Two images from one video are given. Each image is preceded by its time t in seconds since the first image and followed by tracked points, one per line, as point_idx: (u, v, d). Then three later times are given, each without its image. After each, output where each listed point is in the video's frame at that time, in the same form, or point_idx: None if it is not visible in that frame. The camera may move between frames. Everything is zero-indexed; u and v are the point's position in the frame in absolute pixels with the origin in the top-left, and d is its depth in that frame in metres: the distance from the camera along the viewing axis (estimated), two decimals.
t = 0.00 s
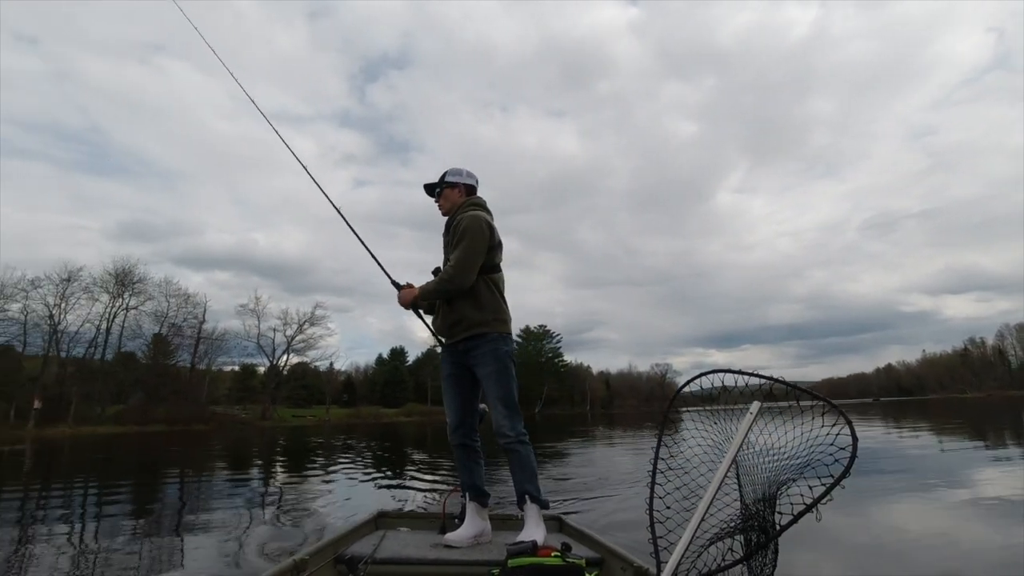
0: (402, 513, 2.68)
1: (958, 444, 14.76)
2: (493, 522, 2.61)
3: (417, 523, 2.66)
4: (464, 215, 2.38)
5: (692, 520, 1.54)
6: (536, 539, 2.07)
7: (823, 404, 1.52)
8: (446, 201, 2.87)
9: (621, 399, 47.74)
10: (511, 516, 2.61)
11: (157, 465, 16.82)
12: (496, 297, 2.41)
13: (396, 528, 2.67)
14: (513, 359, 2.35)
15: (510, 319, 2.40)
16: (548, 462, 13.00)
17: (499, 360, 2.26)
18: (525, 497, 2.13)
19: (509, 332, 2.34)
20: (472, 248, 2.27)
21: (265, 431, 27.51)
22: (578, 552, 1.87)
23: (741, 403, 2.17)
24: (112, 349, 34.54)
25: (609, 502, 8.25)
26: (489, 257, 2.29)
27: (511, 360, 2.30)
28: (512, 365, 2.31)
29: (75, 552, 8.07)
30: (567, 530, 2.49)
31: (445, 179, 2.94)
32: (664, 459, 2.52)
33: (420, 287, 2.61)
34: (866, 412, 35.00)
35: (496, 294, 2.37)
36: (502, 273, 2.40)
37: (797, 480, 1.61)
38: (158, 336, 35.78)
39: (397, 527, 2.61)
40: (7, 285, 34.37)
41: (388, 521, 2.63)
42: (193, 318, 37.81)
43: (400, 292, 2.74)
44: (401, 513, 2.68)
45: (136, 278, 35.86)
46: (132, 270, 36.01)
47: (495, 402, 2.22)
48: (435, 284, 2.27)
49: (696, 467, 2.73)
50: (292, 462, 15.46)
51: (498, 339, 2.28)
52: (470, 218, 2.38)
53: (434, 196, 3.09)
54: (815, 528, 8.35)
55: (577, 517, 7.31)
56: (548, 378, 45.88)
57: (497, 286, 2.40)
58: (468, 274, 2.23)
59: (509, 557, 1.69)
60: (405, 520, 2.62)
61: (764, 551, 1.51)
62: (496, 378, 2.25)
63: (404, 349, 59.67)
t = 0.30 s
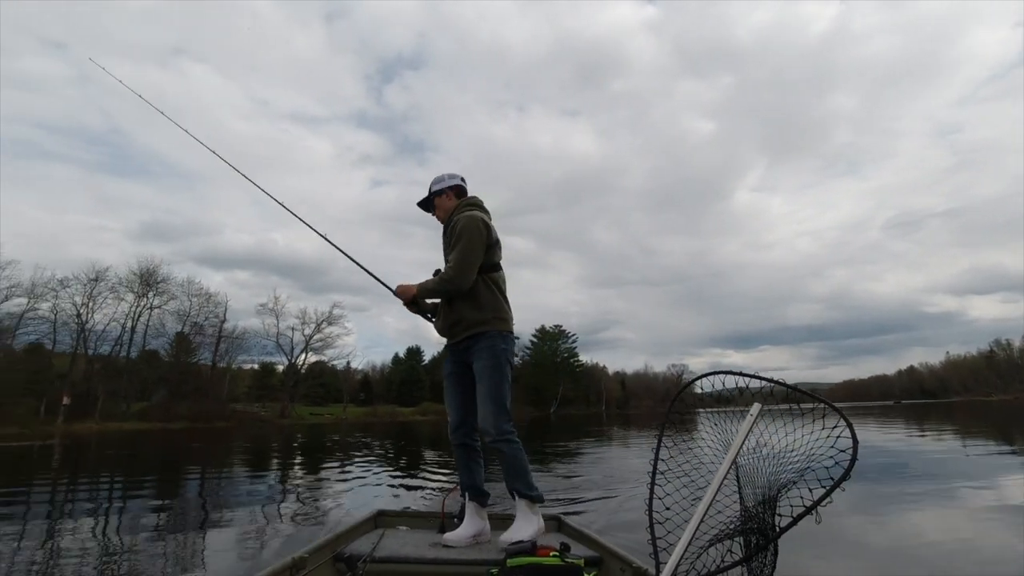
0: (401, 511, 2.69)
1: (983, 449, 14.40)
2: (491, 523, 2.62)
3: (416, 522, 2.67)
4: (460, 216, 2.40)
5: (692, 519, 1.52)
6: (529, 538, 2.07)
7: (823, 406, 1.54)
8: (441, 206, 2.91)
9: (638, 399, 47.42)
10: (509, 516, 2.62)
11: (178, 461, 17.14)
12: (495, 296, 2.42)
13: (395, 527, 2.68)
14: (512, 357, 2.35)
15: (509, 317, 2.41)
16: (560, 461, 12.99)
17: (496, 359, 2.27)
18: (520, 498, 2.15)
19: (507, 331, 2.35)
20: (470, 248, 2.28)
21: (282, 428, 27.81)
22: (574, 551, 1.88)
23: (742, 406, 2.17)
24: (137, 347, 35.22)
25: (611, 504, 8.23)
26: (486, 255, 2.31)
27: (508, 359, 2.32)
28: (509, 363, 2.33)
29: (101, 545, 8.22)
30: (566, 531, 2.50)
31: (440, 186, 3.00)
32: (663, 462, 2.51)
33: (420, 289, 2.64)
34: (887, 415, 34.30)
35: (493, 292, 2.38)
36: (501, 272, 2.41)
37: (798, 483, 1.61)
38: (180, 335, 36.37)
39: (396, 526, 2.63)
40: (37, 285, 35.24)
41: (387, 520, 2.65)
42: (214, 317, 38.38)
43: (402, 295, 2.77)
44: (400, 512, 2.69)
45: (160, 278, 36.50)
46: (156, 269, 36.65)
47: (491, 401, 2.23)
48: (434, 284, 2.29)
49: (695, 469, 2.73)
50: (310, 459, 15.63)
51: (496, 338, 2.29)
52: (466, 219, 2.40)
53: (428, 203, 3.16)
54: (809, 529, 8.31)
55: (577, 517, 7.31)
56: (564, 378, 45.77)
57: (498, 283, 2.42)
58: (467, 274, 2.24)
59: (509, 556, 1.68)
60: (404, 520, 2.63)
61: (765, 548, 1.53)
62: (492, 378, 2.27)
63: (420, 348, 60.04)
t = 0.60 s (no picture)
0: (400, 513, 2.71)
1: (1009, 451, 14.00)
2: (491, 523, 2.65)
3: (416, 523, 2.69)
4: (455, 218, 2.43)
5: (693, 515, 1.51)
6: (528, 537, 2.09)
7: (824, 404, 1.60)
8: (441, 213, 2.97)
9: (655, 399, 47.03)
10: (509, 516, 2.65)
11: (200, 458, 17.44)
12: (496, 293, 2.42)
13: (395, 528, 2.71)
14: (514, 354, 2.37)
15: (511, 313, 2.42)
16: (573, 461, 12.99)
17: (495, 357, 2.28)
18: (517, 499, 2.16)
19: (509, 329, 2.36)
20: (466, 248, 2.31)
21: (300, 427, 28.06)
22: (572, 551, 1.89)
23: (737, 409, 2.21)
24: (161, 346, 35.92)
25: (619, 505, 8.21)
26: (482, 254, 2.33)
27: (509, 356, 2.32)
28: (510, 361, 2.34)
29: (127, 542, 8.35)
30: (566, 530, 2.52)
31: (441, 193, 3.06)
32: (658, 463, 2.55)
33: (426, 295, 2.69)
34: (909, 416, 33.62)
35: (493, 289, 2.39)
36: (500, 270, 2.43)
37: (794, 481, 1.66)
38: (203, 334, 36.97)
39: (396, 527, 2.65)
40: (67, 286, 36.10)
41: (386, 521, 2.67)
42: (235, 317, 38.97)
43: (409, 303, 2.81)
44: (400, 513, 2.71)
45: (183, 279, 37.14)
46: (179, 270, 37.35)
47: (490, 401, 2.24)
48: (434, 286, 2.32)
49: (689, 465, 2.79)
50: (328, 458, 15.80)
51: (497, 336, 2.31)
52: (461, 220, 2.43)
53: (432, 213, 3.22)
54: (824, 531, 8.20)
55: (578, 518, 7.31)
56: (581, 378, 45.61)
57: (499, 280, 2.43)
58: (464, 274, 2.26)
59: (508, 555, 1.66)
60: (404, 521, 2.66)
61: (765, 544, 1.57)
62: (492, 377, 2.28)
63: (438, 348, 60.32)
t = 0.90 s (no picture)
0: (395, 507, 2.76)
1: None
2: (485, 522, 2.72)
3: (411, 517, 2.73)
4: (434, 235, 2.51)
5: (689, 523, 1.50)
6: (523, 538, 2.15)
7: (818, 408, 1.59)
8: (425, 228, 3.06)
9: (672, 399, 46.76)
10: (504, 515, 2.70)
11: (220, 457, 17.71)
12: (487, 293, 2.47)
13: (390, 521, 2.75)
14: (511, 352, 2.42)
15: (507, 310, 2.47)
16: (586, 460, 12.99)
17: (496, 358, 2.35)
18: (517, 497, 2.22)
19: (505, 328, 2.41)
20: (446, 265, 2.38)
21: (317, 426, 28.33)
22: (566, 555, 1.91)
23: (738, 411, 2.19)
24: (183, 347, 36.49)
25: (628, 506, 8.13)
26: (463, 265, 2.40)
27: (511, 357, 2.39)
28: (512, 361, 2.40)
29: (153, 539, 8.48)
30: (560, 531, 2.57)
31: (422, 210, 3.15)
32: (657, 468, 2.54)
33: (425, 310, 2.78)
34: (931, 416, 33.09)
35: (483, 291, 2.45)
36: (488, 271, 2.48)
37: (793, 491, 1.66)
38: (223, 335, 37.51)
39: (391, 520, 2.70)
40: (92, 288, 36.85)
41: (381, 514, 2.71)
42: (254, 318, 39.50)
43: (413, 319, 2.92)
44: (395, 507, 2.76)
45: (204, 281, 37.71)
46: (200, 272, 37.89)
47: (491, 402, 2.30)
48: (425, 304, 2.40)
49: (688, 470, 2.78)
50: (345, 456, 15.97)
51: (494, 339, 2.37)
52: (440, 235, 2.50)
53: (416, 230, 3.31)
54: (839, 531, 8.10)
55: (582, 519, 7.25)
56: (596, 377, 45.44)
57: (495, 282, 2.50)
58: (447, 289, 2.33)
59: (502, 554, 1.67)
60: (398, 514, 2.71)
61: (759, 556, 1.55)
62: (493, 377, 2.35)
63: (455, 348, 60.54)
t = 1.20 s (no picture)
0: (394, 506, 2.79)
1: None
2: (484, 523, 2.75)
3: (409, 516, 2.76)
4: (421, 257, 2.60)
5: (688, 534, 1.48)
6: (522, 541, 2.18)
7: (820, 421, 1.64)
8: (417, 248, 3.13)
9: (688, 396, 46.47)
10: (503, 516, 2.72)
11: (239, 457, 17.98)
12: (478, 300, 2.54)
13: (390, 520, 2.79)
14: (508, 355, 2.47)
15: (503, 312, 2.53)
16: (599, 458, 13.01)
17: (494, 363, 2.41)
18: (515, 502, 2.26)
19: (501, 333, 2.48)
20: (433, 286, 2.47)
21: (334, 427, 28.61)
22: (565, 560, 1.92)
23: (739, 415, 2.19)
24: (203, 350, 36.98)
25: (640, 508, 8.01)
26: (450, 282, 2.47)
27: (509, 361, 2.45)
28: (510, 366, 2.46)
29: (176, 539, 8.63)
30: (558, 534, 2.59)
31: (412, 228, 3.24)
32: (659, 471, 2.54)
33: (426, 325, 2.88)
34: (955, 411, 32.48)
35: (475, 299, 2.52)
36: (478, 280, 2.54)
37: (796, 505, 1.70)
38: (241, 338, 38.01)
39: (390, 519, 2.73)
40: (114, 294, 37.52)
41: (380, 513, 2.74)
42: (272, 321, 39.97)
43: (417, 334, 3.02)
44: (394, 506, 2.79)
45: (222, 285, 38.21)
46: (218, 277, 38.40)
47: (487, 408, 2.35)
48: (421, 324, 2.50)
49: (690, 474, 2.82)
50: (361, 456, 16.13)
51: (492, 345, 2.44)
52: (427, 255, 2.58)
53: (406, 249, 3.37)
54: (854, 527, 8.05)
55: (584, 518, 7.13)
56: (611, 375, 45.26)
57: (487, 288, 2.56)
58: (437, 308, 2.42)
59: (501, 557, 1.68)
60: (397, 513, 2.74)
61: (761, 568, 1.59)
62: (491, 383, 2.40)
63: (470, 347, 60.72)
